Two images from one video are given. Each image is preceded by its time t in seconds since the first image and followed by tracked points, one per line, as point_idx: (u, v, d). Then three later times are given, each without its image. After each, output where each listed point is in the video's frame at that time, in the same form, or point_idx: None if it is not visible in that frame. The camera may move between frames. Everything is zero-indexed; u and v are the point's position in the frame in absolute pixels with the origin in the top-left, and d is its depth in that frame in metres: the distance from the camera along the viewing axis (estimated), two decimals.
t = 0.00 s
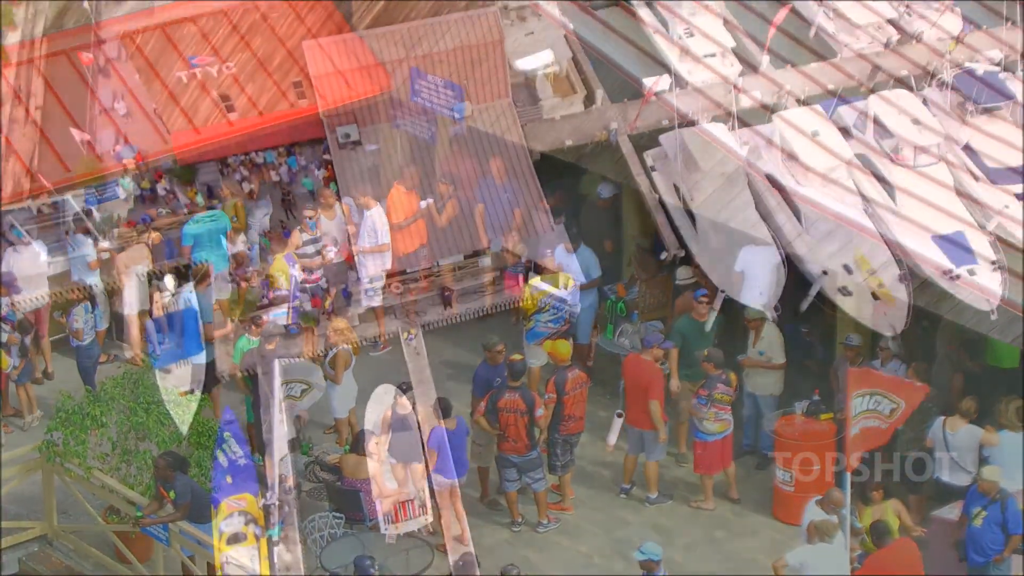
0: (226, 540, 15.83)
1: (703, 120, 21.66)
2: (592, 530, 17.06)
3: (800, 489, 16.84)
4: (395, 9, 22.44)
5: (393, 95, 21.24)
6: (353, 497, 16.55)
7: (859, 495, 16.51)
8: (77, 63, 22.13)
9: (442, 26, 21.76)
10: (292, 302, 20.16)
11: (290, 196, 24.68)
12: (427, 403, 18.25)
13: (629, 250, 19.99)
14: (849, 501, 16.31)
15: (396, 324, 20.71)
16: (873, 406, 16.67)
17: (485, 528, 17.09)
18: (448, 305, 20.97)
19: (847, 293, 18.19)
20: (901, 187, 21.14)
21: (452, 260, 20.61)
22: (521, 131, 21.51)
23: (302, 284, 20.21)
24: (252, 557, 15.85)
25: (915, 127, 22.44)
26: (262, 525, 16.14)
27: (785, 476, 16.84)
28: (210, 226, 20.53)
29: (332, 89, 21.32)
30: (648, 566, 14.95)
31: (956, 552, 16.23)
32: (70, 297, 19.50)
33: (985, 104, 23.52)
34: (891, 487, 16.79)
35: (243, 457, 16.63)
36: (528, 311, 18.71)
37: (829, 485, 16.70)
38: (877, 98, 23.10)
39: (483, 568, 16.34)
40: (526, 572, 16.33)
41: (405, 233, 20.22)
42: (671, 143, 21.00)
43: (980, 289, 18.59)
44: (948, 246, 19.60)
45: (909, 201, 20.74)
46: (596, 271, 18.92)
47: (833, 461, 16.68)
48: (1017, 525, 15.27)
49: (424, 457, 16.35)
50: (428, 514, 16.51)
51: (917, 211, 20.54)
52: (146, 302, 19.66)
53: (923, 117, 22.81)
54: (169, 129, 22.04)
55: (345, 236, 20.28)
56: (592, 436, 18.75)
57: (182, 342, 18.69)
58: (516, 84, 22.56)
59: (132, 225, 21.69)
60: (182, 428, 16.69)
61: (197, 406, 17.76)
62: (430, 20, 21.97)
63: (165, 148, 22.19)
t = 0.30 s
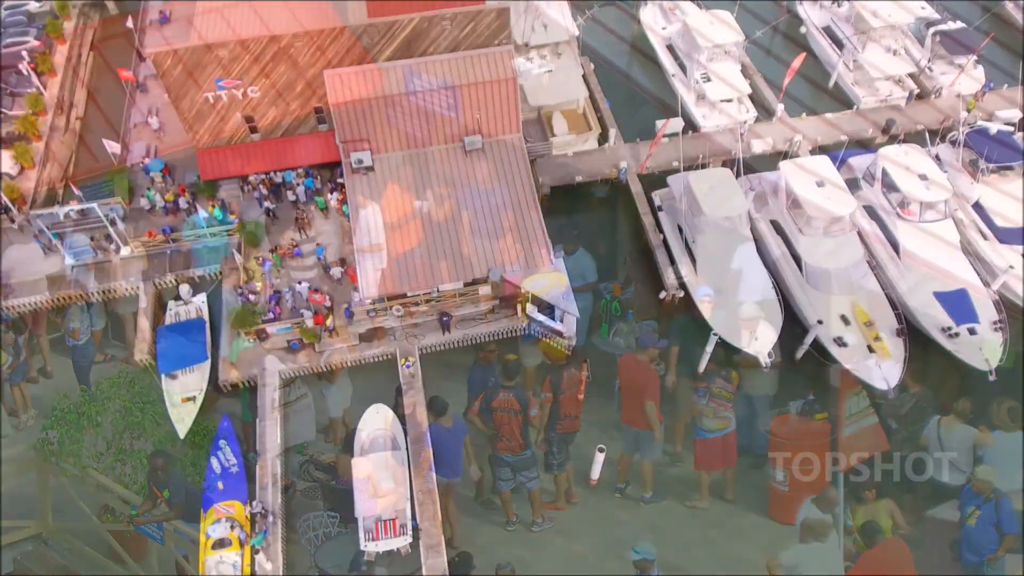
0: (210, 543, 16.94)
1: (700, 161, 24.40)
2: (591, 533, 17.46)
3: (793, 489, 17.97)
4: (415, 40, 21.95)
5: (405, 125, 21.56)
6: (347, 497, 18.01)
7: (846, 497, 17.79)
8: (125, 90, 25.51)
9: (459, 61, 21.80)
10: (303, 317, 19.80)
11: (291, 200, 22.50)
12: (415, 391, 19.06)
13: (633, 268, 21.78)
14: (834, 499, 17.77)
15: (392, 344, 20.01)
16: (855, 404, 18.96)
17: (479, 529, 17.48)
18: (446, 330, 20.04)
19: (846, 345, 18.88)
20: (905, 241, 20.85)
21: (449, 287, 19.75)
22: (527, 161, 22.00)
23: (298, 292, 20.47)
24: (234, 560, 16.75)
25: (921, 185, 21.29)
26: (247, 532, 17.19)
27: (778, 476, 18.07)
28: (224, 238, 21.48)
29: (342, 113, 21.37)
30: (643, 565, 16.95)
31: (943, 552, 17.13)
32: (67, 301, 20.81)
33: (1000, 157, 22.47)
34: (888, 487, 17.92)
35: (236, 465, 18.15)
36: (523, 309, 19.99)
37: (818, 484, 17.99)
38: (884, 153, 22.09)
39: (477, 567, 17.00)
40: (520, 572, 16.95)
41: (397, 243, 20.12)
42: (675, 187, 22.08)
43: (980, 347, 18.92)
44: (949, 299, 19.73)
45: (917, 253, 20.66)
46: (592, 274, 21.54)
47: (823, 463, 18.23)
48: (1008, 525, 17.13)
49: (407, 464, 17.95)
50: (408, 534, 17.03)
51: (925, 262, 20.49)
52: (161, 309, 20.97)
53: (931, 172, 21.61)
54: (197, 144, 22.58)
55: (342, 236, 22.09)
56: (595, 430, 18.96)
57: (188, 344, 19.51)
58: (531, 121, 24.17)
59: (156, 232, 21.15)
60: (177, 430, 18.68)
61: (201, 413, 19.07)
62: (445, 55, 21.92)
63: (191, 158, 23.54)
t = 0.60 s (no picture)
0: (200, 545, 18.95)
1: (709, 201, 26.50)
2: (586, 541, 19.77)
3: (780, 503, 20.03)
4: (432, 75, 23.32)
5: (423, 154, 23.24)
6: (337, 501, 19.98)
7: (818, 508, 19.82)
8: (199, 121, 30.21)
9: (471, 95, 23.13)
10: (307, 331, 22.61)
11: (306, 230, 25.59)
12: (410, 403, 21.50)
13: (636, 302, 24.59)
14: (806, 512, 19.81)
15: (393, 366, 22.43)
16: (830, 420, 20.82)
17: (478, 535, 19.81)
18: (444, 355, 22.33)
19: (838, 394, 20.04)
20: (909, 296, 21.77)
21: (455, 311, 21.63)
22: (534, 188, 23.57)
23: (302, 311, 23.47)
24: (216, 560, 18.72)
25: (929, 240, 21.88)
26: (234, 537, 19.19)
27: (767, 491, 20.18)
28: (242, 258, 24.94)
29: (359, 141, 22.88)
30: None
31: (910, 558, 18.77)
32: (91, 304, 25.10)
33: (1010, 216, 22.61)
34: (882, 488, 19.87)
35: (229, 473, 20.53)
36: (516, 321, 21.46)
37: (796, 493, 20.13)
38: (893, 209, 22.84)
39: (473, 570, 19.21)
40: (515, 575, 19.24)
41: (407, 269, 22.10)
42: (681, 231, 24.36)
43: (978, 406, 19.65)
44: (946, 356, 20.70)
45: (921, 307, 21.49)
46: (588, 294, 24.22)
47: (798, 479, 20.20)
48: (985, 545, 18.75)
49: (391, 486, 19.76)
50: (386, 553, 18.56)
51: (926, 318, 21.40)
52: (175, 314, 25.09)
53: (938, 230, 22.13)
54: (220, 161, 24.96)
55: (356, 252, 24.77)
56: (596, 444, 21.43)
57: (189, 350, 22.63)
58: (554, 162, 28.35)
59: (175, 245, 25.39)
60: (180, 435, 21.47)
61: (203, 417, 22.06)
62: (459, 90, 23.28)
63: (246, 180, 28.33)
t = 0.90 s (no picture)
0: (189, 548, 19.42)
1: (717, 243, 26.64)
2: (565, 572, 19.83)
3: (765, 549, 19.86)
4: (447, 106, 24.10)
5: (434, 181, 23.96)
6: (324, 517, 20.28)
7: (802, 557, 19.65)
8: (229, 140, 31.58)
9: (483, 127, 23.83)
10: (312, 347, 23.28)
11: (319, 250, 26.39)
12: (405, 423, 21.97)
13: (636, 336, 24.91)
14: (789, 559, 19.62)
15: (392, 388, 22.94)
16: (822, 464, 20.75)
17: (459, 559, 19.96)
18: (441, 378, 22.78)
19: (829, 442, 19.88)
20: (910, 348, 21.50)
21: (453, 335, 22.11)
22: (540, 220, 24.04)
23: (308, 327, 24.18)
24: (203, 564, 19.14)
25: (933, 293, 21.64)
26: (222, 542, 19.61)
27: (753, 537, 20.08)
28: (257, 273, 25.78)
29: (373, 167, 23.68)
30: None
31: None
32: (111, 308, 26.23)
33: (1020, 273, 21.95)
34: (868, 546, 19.59)
35: (224, 480, 21.06)
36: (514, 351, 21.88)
37: (780, 542, 19.94)
38: (898, 260, 22.69)
39: None
40: None
41: (409, 291, 22.70)
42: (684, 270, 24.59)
43: (974, 463, 19.30)
44: (945, 411, 20.39)
45: (922, 360, 21.26)
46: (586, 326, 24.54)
47: (784, 525, 20.15)
48: None
49: (379, 504, 20.13)
50: (367, 570, 18.85)
51: (927, 371, 21.14)
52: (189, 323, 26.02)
53: (944, 283, 21.91)
54: (243, 178, 26.07)
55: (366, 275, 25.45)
56: (582, 476, 21.56)
57: (199, 360, 23.39)
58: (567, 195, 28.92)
59: (194, 256, 26.47)
60: (182, 440, 22.22)
61: (204, 424, 22.79)
62: (472, 122, 23.99)
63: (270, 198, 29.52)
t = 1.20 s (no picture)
0: (180, 548, 20.02)
1: (722, 279, 26.73)
2: None
3: None
4: (460, 133, 24.78)
5: (443, 206, 24.60)
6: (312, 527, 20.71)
7: None
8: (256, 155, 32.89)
9: (493, 156, 24.45)
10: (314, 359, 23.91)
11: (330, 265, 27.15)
12: (398, 440, 22.36)
13: (634, 368, 25.01)
14: None
15: (389, 405, 23.37)
16: (809, 509, 20.53)
17: None
18: (437, 398, 23.19)
19: (817, 487, 19.71)
20: (909, 396, 21.24)
21: (450, 357, 22.55)
22: (544, 248, 24.46)
23: (312, 340, 24.88)
24: (191, 564, 19.69)
25: (934, 343, 21.43)
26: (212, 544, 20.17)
27: None
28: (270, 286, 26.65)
29: (385, 189, 24.45)
30: None
31: None
32: (131, 311, 27.42)
33: None
34: None
35: (219, 484, 21.67)
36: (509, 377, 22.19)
37: None
38: (902, 307, 22.53)
39: None
40: None
41: (411, 311, 23.27)
42: (685, 305, 24.74)
43: (966, 518, 18.91)
44: (941, 463, 20.04)
45: (921, 410, 20.96)
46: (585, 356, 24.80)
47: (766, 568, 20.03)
48: None
49: (364, 518, 20.52)
50: None
51: (925, 421, 20.83)
52: (202, 330, 26.98)
53: (946, 333, 21.66)
54: (263, 194, 27.16)
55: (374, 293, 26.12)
56: (568, 505, 21.70)
57: (207, 367, 24.15)
58: (576, 225, 29.38)
59: (211, 266, 27.50)
60: (184, 443, 22.95)
61: (206, 429, 23.54)
62: (483, 150, 24.62)
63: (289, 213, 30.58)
